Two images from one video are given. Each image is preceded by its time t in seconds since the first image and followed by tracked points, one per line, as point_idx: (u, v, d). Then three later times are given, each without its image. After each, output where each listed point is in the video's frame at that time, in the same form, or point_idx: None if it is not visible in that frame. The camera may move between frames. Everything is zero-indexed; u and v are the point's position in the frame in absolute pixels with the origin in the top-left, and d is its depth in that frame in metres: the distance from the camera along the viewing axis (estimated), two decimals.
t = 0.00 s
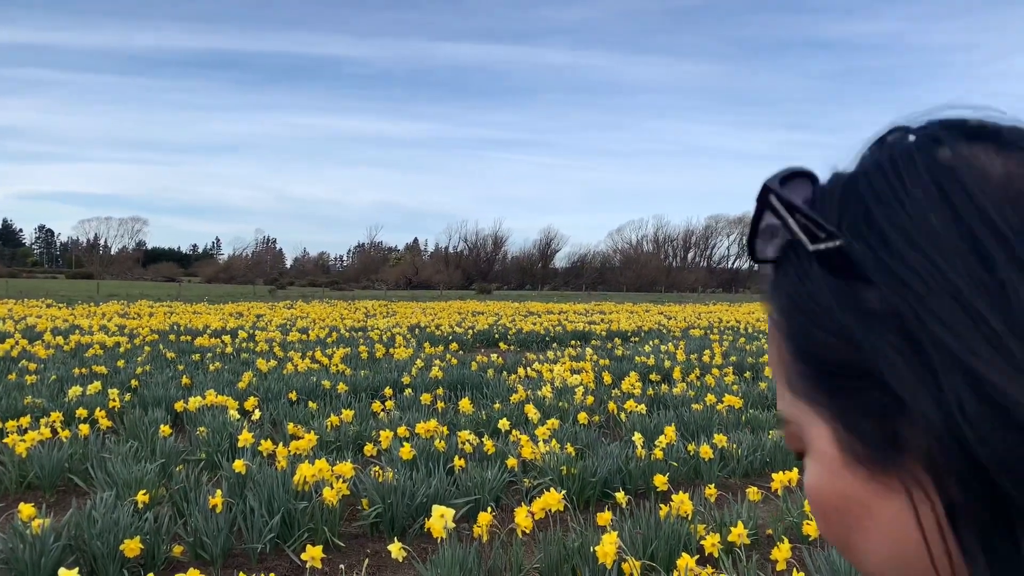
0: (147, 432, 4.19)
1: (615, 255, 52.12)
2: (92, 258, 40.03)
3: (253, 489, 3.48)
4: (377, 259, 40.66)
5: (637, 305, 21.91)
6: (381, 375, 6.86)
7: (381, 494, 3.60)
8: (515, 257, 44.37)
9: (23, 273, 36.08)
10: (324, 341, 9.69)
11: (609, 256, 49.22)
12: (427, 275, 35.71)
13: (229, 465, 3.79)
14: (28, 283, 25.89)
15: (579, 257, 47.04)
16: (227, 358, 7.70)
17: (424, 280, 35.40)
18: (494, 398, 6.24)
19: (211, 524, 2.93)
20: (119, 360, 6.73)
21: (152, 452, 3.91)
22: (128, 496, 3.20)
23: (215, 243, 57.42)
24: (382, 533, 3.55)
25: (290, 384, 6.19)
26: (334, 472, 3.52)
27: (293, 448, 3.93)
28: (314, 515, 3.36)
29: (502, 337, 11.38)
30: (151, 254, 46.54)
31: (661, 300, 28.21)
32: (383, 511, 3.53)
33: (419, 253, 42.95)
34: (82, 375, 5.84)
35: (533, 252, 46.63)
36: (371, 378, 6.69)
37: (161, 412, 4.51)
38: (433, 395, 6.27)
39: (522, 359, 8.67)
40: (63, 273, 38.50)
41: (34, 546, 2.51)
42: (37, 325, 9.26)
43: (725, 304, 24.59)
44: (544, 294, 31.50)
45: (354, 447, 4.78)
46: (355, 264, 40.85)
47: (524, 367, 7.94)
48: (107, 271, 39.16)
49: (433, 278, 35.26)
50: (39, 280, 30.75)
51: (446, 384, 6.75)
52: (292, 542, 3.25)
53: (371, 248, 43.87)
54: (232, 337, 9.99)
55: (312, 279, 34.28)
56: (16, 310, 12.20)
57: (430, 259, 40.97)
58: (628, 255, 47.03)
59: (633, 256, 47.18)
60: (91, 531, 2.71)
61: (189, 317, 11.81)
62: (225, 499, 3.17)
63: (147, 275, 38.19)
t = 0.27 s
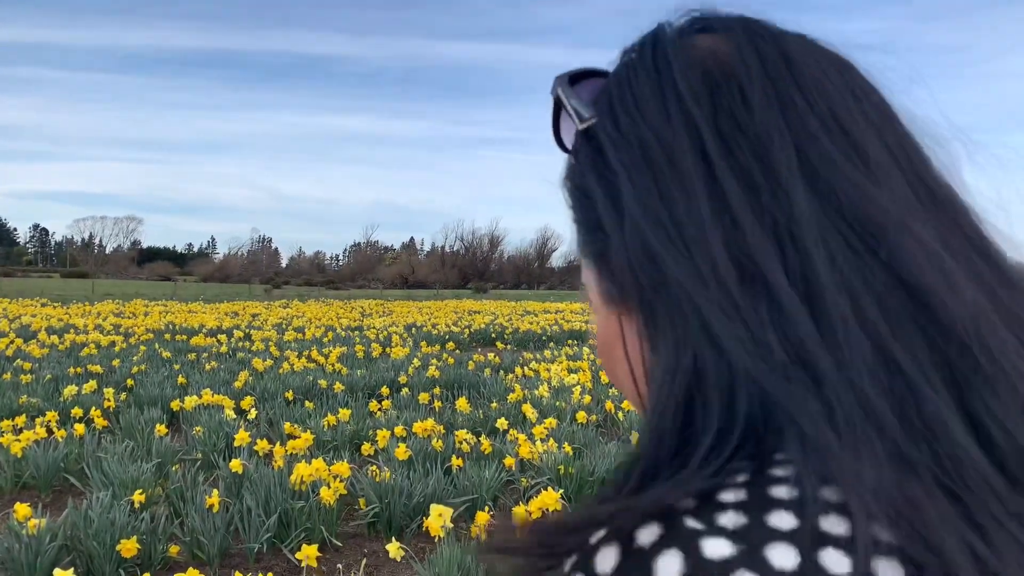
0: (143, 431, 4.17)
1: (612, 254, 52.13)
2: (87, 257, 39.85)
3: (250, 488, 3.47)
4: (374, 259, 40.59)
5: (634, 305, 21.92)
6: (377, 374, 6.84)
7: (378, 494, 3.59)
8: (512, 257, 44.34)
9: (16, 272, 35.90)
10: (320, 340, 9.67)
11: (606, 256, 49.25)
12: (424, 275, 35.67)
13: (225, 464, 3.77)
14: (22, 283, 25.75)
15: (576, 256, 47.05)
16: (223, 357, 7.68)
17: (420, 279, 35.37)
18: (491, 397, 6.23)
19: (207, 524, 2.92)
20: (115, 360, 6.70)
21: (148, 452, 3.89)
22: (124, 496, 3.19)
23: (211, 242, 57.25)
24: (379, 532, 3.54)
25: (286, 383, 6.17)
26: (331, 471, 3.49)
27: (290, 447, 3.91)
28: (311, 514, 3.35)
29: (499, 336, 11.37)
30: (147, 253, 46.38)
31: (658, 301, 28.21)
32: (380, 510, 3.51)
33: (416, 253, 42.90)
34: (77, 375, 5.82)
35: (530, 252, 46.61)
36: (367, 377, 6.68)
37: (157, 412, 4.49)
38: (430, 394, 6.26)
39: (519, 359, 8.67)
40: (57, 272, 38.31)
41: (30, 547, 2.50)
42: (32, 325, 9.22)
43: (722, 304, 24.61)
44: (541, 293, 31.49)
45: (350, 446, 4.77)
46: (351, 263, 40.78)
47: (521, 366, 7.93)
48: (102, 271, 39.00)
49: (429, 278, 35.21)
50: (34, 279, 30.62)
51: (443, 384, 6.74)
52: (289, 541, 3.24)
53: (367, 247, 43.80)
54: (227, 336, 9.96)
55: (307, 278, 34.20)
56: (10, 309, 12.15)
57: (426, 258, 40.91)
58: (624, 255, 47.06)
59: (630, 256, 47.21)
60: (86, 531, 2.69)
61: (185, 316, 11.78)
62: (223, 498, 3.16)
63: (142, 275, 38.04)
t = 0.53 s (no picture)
0: (143, 432, 4.16)
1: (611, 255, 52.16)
2: (86, 258, 39.81)
3: (252, 489, 3.46)
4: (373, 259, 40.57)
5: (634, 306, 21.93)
6: (377, 375, 6.83)
7: (379, 495, 3.56)
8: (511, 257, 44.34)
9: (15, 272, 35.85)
10: (319, 341, 9.66)
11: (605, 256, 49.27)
12: (423, 275, 35.66)
13: (227, 465, 3.76)
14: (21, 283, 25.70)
15: (574, 256, 47.05)
16: (222, 358, 7.66)
17: (420, 280, 35.36)
18: (492, 398, 6.22)
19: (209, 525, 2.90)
20: (114, 360, 6.69)
21: (149, 453, 3.88)
22: (125, 497, 3.17)
23: (209, 242, 57.09)
24: (381, 533, 3.53)
25: (286, 383, 6.16)
26: (331, 472, 3.42)
27: (291, 449, 3.89)
28: (313, 516, 3.33)
29: (499, 337, 11.37)
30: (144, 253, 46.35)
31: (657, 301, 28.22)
32: (381, 512, 3.49)
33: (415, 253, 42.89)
34: (76, 375, 5.81)
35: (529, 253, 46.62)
36: (367, 378, 6.67)
37: (157, 412, 4.47)
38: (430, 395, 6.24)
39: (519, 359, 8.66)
40: (55, 272, 38.16)
41: (32, 548, 2.49)
42: (31, 325, 9.21)
43: (721, 305, 24.63)
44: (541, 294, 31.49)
45: (351, 448, 4.76)
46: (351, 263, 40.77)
47: (522, 367, 7.93)
48: (101, 271, 38.96)
49: (429, 278, 35.20)
50: (31, 279, 30.55)
51: (444, 384, 6.73)
52: (291, 543, 3.23)
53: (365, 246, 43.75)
54: (227, 336, 9.94)
55: (307, 279, 34.18)
56: (9, 309, 12.13)
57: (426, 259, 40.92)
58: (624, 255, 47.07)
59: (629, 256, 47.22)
60: (88, 533, 2.68)
61: (184, 317, 11.76)
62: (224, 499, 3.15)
63: (141, 275, 38.00)
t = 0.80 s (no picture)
0: (143, 433, 4.15)
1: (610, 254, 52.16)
2: (85, 257, 39.78)
3: (252, 490, 3.45)
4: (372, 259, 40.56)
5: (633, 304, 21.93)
6: (377, 375, 6.82)
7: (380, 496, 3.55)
8: (510, 257, 44.34)
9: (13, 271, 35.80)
10: (319, 341, 9.65)
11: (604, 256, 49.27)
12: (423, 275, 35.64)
13: (226, 466, 3.75)
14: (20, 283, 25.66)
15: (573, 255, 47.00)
16: (221, 358, 7.65)
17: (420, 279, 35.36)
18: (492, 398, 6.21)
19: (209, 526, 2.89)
20: (113, 361, 6.67)
21: (148, 453, 3.87)
22: (125, 499, 3.16)
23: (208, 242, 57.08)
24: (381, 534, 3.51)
25: (285, 383, 6.15)
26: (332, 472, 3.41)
27: (291, 449, 3.88)
28: (313, 517, 3.33)
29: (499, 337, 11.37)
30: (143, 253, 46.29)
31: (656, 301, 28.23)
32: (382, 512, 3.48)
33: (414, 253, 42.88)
34: (75, 376, 5.79)
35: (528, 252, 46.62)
36: (366, 378, 6.66)
37: (156, 413, 4.46)
38: (430, 395, 6.23)
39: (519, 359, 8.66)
40: (53, 272, 38.11)
41: (32, 549, 2.48)
42: (29, 325, 9.19)
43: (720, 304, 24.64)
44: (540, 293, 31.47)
45: (351, 448, 4.75)
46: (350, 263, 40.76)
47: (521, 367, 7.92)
48: (99, 271, 38.92)
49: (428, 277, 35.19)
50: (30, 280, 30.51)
51: (443, 384, 6.72)
52: (292, 544, 3.22)
53: (364, 245, 43.71)
54: (226, 336, 9.93)
55: (306, 278, 34.17)
56: (8, 309, 12.11)
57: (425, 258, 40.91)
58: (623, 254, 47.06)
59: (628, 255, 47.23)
60: (88, 534, 2.67)
61: (183, 317, 11.75)
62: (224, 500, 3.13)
63: (140, 275, 37.96)
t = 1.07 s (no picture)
0: (142, 433, 4.15)
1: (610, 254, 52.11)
2: (85, 258, 39.78)
3: (252, 490, 3.44)
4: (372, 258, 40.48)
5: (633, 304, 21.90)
6: (376, 375, 6.81)
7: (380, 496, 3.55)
8: (508, 256, 44.16)
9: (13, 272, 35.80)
10: (318, 341, 9.64)
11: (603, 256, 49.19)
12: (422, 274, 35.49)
13: (226, 466, 3.74)
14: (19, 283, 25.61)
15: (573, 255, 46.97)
16: (221, 358, 7.64)
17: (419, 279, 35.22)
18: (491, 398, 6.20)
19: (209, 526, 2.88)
20: (113, 361, 6.67)
21: (148, 453, 3.87)
22: (124, 499, 3.15)
23: (207, 242, 57.05)
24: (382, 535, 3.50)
25: (285, 383, 6.14)
26: (332, 473, 3.41)
27: (290, 448, 3.87)
28: (312, 517, 3.32)
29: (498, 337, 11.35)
30: (142, 252, 46.23)
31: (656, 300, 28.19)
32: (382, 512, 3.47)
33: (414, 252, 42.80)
34: (75, 375, 5.79)
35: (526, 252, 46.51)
36: (366, 378, 6.65)
37: (156, 412, 4.45)
38: (430, 394, 6.23)
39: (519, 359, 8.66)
40: (52, 271, 38.05)
41: (31, 549, 2.48)
42: (29, 325, 9.18)
43: (721, 304, 24.63)
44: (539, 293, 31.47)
45: (351, 448, 4.74)
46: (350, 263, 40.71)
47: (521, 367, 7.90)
48: (99, 270, 38.90)
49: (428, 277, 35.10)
50: (29, 280, 30.45)
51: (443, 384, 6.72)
52: (292, 544, 3.22)
53: (363, 245, 43.63)
54: (226, 336, 9.93)
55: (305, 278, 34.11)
56: (8, 309, 12.09)
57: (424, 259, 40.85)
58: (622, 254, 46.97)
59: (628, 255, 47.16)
60: (88, 533, 2.67)
61: (183, 316, 11.75)
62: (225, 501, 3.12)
63: (139, 275, 37.90)
